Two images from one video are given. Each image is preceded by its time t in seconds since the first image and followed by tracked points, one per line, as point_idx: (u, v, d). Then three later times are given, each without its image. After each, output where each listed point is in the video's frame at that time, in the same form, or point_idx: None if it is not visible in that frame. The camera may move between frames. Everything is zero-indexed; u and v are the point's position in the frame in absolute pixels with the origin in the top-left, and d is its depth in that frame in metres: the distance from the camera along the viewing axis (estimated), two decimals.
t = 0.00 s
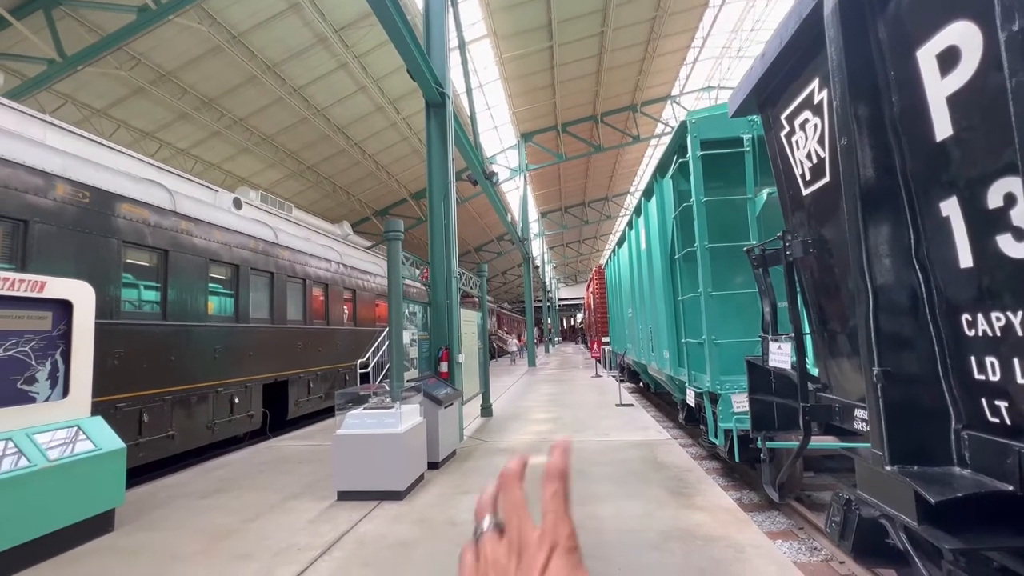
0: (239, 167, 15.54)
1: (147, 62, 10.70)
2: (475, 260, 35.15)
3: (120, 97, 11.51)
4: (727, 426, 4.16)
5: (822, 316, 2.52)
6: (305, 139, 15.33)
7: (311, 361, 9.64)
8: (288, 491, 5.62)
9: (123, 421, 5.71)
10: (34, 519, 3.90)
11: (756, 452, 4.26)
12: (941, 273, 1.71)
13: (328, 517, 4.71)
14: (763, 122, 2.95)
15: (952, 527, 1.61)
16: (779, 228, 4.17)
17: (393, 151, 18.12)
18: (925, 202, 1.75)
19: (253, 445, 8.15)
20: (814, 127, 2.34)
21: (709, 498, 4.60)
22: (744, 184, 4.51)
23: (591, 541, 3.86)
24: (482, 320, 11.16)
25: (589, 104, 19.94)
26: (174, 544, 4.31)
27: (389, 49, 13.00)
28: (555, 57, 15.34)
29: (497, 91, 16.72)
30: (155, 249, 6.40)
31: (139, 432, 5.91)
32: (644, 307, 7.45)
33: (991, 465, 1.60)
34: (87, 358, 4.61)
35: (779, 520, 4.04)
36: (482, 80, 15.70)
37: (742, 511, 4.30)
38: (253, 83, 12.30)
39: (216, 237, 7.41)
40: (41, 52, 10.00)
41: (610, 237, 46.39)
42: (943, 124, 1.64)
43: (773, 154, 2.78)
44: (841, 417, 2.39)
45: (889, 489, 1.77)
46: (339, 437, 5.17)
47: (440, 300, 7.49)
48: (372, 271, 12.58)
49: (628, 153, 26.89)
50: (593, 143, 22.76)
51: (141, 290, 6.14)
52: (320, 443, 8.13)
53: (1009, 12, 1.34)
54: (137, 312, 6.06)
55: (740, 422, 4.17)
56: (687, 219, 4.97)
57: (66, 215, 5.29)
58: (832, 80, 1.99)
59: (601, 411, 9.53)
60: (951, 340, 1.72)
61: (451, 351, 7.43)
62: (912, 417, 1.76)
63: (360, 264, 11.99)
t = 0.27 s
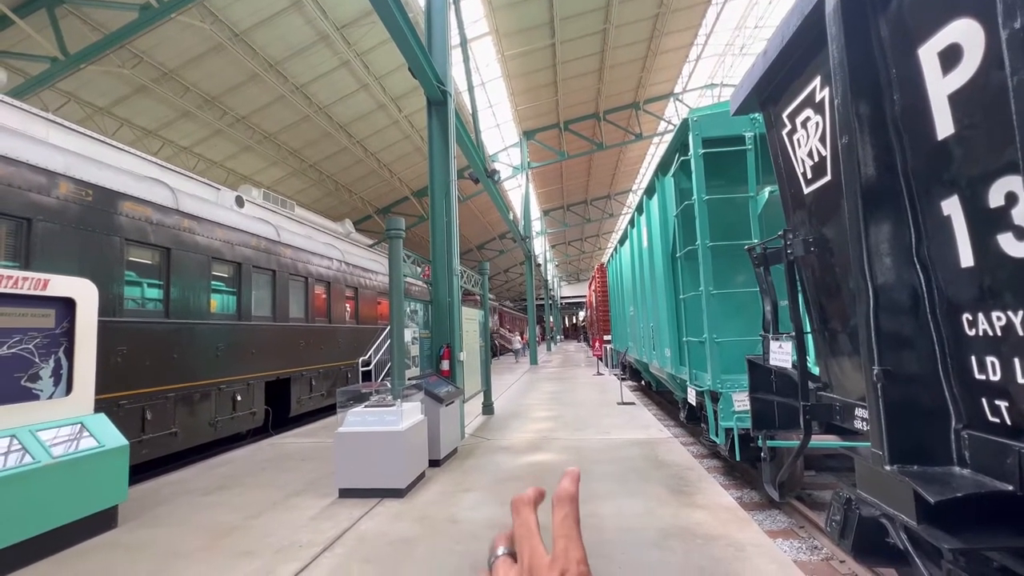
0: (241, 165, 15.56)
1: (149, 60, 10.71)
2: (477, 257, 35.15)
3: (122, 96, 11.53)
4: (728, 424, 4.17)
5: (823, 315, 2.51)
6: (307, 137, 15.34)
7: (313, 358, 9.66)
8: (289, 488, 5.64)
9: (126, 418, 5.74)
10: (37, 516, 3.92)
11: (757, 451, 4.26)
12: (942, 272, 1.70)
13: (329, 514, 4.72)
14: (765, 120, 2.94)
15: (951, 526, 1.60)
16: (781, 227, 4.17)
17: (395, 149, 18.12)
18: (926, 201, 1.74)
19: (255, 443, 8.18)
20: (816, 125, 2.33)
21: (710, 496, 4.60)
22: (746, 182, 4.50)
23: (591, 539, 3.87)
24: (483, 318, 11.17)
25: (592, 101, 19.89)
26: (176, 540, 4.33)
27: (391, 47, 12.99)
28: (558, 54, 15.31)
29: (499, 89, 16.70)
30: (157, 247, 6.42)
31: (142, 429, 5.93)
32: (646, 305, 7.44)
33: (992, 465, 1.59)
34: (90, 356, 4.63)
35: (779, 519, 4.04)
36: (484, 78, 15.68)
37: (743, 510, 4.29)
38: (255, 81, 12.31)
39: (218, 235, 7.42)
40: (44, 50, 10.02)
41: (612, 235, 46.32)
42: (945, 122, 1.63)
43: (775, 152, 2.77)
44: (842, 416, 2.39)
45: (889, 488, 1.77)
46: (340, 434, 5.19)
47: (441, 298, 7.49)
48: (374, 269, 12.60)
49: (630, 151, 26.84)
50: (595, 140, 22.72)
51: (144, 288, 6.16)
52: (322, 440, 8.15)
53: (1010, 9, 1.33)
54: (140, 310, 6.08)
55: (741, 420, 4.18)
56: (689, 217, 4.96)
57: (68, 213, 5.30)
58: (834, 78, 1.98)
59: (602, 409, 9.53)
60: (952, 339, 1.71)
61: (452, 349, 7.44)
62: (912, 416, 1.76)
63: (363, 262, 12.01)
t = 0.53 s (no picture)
0: (243, 163, 15.58)
1: (152, 59, 10.74)
2: (479, 255, 35.16)
3: (125, 95, 11.57)
4: (728, 423, 4.16)
5: (823, 314, 2.51)
6: (310, 135, 15.36)
7: (315, 356, 9.69)
8: (291, 485, 5.67)
9: (129, 415, 5.77)
10: (41, 512, 3.95)
11: (757, 449, 4.26)
12: (940, 271, 1.70)
13: (330, 512, 4.74)
14: (765, 119, 2.93)
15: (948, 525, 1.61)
16: (781, 225, 4.18)
17: (397, 147, 18.13)
18: (925, 200, 1.74)
19: (258, 441, 8.21)
20: (816, 123, 2.33)
21: (710, 494, 4.61)
22: (747, 180, 4.49)
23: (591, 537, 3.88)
24: (485, 316, 11.18)
25: (594, 99, 19.86)
26: (179, 537, 4.36)
27: (392, 45, 12.98)
28: (559, 52, 15.28)
29: (501, 87, 16.69)
30: (160, 245, 6.44)
31: (145, 427, 5.96)
32: (647, 303, 7.44)
33: (989, 464, 1.59)
34: (94, 353, 4.66)
35: (779, 517, 4.04)
36: (486, 76, 15.66)
37: (743, 508, 4.29)
38: (257, 79, 12.33)
39: (220, 234, 7.45)
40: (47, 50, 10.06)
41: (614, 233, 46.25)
42: (944, 121, 1.63)
43: (775, 150, 2.77)
44: (841, 415, 2.39)
45: (887, 487, 1.78)
46: (341, 432, 5.21)
47: (442, 296, 7.50)
48: (376, 267, 12.62)
49: (632, 149, 26.79)
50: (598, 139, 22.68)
51: (147, 286, 6.19)
52: (324, 438, 8.18)
53: (1008, 8, 1.33)
54: (143, 308, 6.11)
55: (741, 419, 4.17)
56: (690, 215, 4.96)
57: (71, 211, 5.33)
58: (833, 77, 1.97)
59: (604, 407, 9.54)
60: (949, 338, 1.71)
61: (453, 347, 7.46)
62: (909, 415, 1.76)
63: (365, 260, 12.03)
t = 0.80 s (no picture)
0: (246, 162, 15.61)
1: (155, 58, 10.76)
2: (481, 254, 35.15)
3: (128, 94, 11.60)
4: (730, 421, 4.14)
5: (824, 311, 2.49)
6: (312, 134, 15.38)
7: (317, 355, 9.71)
8: (293, 483, 5.69)
9: (133, 413, 5.79)
10: (45, 509, 3.98)
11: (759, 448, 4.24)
12: (941, 268, 1.69)
13: (332, 509, 4.75)
14: (766, 116, 2.92)
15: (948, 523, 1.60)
16: (783, 223, 4.16)
17: (399, 146, 18.13)
18: (926, 196, 1.73)
19: (260, 439, 8.23)
20: (817, 120, 2.32)
21: (711, 493, 4.60)
22: (749, 179, 4.48)
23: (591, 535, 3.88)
24: (487, 314, 11.18)
25: (596, 97, 19.81)
26: (181, 534, 4.38)
27: (394, 44, 12.98)
28: (562, 50, 15.25)
29: (503, 85, 16.67)
30: (163, 244, 6.46)
31: (148, 425, 5.99)
32: (649, 302, 7.42)
33: (990, 463, 1.58)
34: (97, 352, 4.68)
35: (781, 515, 4.02)
36: (488, 74, 15.64)
37: (744, 506, 4.28)
38: (260, 78, 12.35)
39: (223, 233, 7.46)
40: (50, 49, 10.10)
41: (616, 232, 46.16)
42: (945, 117, 1.62)
43: (776, 148, 2.76)
44: (842, 413, 2.38)
45: (888, 486, 1.77)
46: (343, 430, 5.22)
47: (444, 294, 7.50)
48: (378, 266, 12.63)
49: (635, 147, 26.73)
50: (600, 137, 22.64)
51: (151, 285, 6.22)
52: (326, 436, 8.20)
53: (1009, 3, 1.31)
54: (146, 307, 6.14)
55: (743, 417, 4.14)
56: (692, 213, 4.95)
57: (74, 210, 5.35)
58: (833, 73, 1.96)
59: (605, 406, 9.52)
60: (950, 335, 1.70)
61: (455, 346, 7.46)
62: (909, 413, 1.75)
63: (367, 259, 12.05)
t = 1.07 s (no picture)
0: (250, 161, 15.65)
1: (158, 58, 10.79)
2: (484, 253, 35.14)
3: (132, 94, 11.64)
4: (732, 420, 4.13)
5: (826, 310, 2.48)
6: (315, 133, 15.40)
7: (320, 354, 9.72)
8: (295, 481, 5.70)
9: (136, 412, 5.82)
10: (49, 507, 3.99)
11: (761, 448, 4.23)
12: (944, 266, 1.68)
13: (334, 508, 4.76)
14: (768, 114, 2.90)
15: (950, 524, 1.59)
16: (786, 221, 4.14)
17: (402, 145, 18.13)
18: (929, 193, 1.72)
19: (263, 437, 8.25)
20: (819, 118, 2.30)
21: (713, 492, 4.59)
22: (752, 177, 4.45)
23: (593, 534, 3.87)
24: (489, 313, 11.17)
25: (598, 96, 19.78)
26: (183, 532, 4.39)
27: (396, 43, 12.98)
28: (564, 48, 15.22)
29: (505, 84, 16.66)
30: (166, 244, 6.48)
31: (152, 423, 6.01)
32: (651, 300, 7.41)
33: (994, 462, 1.57)
34: (101, 350, 4.70)
35: (783, 515, 4.01)
36: (490, 73, 15.62)
37: (746, 506, 4.27)
38: (262, 78, 12.37)
39: (226, 232, 7.48)
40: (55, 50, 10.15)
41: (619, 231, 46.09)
42: (949, 114, 1.60)
43: (778, 146, 2.74)
44: (844, 413, 2.36)
45: (889, 486, 1.76)
46: (345, 429, 5.23)
47: (446, 293, 7.50)
48: (381, 265, 12.65)
49: (638, 146, 26.67)
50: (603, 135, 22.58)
51: (154, 284, 6.24)
52: (329, 435, 8.21)
53: None
54: (150, 306, 6.16)
55: (745, 417, 4.13)
56: (694, 212, 4.92)
57: (78, 210, 5.37)
58: (835, 70, 1.94)
59: (608, 405, 9.51)
60: (953, 334, 1.69)
61: (457, 345, 7.46)
62: (911, 412, 1.74)
63: (370, 258, 12.06)
